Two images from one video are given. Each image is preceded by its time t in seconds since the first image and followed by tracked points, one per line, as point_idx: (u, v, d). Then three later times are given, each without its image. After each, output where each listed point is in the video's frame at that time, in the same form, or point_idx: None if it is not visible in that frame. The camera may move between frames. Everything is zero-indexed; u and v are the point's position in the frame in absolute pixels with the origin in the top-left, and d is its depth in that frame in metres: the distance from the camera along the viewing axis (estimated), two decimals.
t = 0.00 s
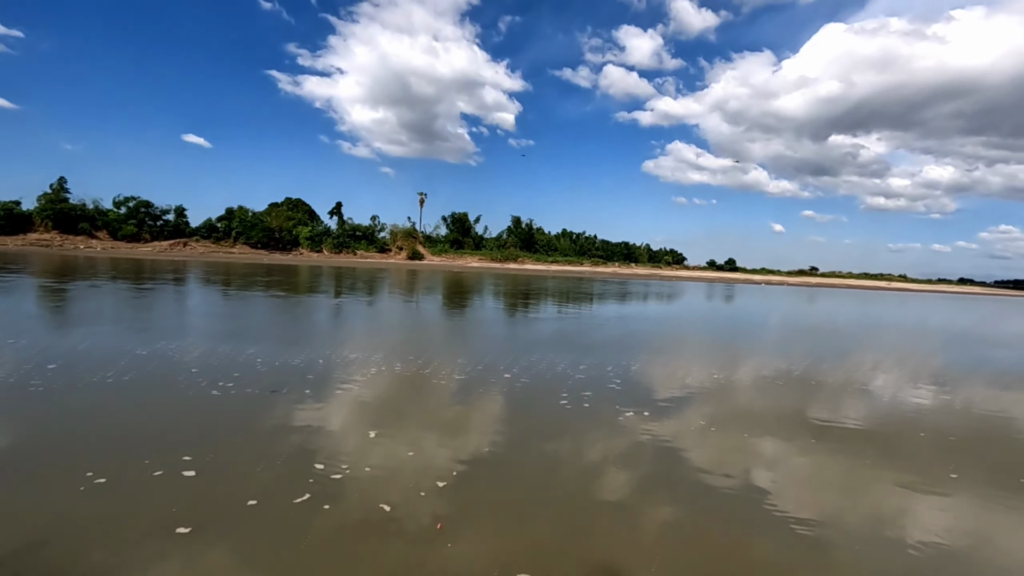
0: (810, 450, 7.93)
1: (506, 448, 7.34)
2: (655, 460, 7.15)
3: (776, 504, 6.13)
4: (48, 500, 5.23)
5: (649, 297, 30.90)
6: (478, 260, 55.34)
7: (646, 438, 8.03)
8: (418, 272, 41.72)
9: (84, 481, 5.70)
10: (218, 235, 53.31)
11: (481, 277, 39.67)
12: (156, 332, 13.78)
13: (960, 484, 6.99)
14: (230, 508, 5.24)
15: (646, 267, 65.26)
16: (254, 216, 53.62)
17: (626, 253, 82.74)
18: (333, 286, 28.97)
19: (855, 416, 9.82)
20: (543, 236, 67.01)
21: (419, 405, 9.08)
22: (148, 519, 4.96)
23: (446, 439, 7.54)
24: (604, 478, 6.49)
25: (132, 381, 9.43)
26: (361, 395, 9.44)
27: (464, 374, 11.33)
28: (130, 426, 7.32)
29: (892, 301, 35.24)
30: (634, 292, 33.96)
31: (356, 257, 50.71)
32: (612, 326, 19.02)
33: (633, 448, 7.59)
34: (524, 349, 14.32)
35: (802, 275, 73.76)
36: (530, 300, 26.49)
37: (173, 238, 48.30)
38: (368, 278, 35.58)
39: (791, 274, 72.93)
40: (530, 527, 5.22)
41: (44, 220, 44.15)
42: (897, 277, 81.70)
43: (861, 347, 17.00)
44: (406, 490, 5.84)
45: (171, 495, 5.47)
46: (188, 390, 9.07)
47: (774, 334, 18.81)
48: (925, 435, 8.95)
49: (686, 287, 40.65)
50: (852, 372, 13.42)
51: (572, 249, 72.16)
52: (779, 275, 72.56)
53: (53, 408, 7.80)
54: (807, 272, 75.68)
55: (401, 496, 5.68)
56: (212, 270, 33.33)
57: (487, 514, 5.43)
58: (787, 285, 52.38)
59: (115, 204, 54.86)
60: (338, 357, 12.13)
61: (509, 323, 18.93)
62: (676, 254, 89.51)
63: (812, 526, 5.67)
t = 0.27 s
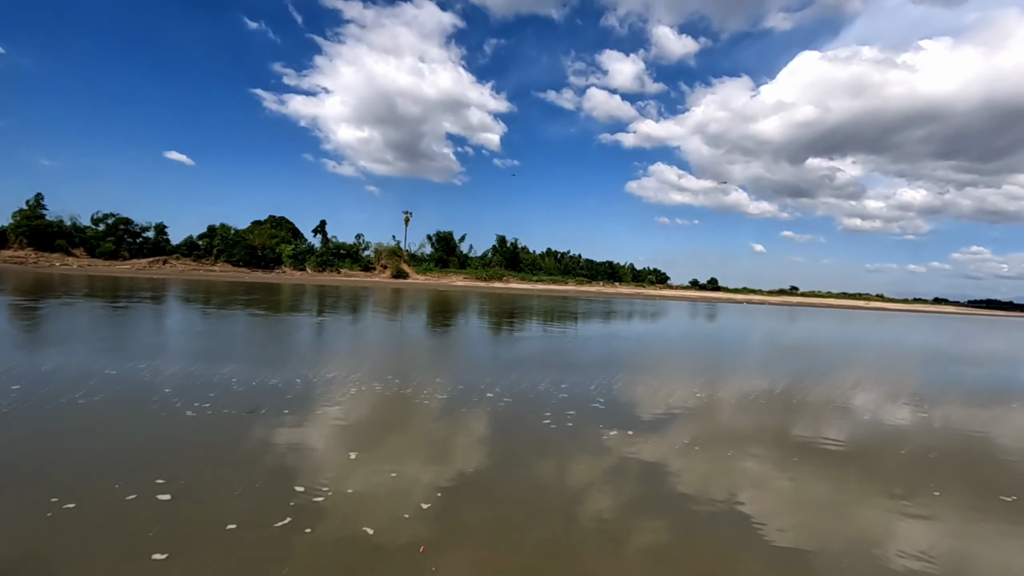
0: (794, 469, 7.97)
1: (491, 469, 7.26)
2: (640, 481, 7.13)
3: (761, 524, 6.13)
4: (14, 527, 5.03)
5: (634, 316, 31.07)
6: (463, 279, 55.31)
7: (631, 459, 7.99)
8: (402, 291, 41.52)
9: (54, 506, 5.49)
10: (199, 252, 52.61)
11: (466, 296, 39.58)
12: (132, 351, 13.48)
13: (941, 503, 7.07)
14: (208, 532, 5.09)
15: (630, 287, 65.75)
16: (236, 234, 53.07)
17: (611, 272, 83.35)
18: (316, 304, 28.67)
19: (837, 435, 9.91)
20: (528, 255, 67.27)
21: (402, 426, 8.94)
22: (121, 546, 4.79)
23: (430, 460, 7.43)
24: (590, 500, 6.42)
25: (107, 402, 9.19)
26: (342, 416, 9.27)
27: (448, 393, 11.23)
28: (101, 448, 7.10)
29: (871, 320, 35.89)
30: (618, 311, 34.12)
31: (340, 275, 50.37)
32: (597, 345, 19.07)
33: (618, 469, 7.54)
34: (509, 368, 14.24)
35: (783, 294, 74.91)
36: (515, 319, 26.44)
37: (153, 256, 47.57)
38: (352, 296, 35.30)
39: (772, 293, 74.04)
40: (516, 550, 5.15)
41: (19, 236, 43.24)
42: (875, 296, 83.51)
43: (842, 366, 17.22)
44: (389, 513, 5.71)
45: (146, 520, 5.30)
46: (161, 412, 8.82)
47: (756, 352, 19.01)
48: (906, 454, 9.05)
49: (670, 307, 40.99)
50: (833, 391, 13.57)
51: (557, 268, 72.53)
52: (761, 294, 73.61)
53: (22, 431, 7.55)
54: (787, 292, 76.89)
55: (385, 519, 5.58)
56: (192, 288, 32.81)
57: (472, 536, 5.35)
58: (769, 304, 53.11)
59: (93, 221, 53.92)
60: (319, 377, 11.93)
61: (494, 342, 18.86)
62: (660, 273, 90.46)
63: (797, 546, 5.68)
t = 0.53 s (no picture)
0: (786, 478, 7.99)
1: (483, 479, 7.22)
2: (633, 490, 7.12)
3: (754, 533, 6.13)
4: None
5: (627, 324, 31.17)
6: (456, 287, 55.26)
7: (624, 468, 7.97)
8: (396, 299, 41.42)
9: (40, 518, 5.40)
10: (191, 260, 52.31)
11: (459, 304, 39.53)
12: (121, 361, 13.33)
13: (932, 510, 7.10)
14: (196, 544, 5.02)
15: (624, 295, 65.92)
16: (228, 242, 52.82)
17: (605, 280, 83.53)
18: (308, 313, 28.52)
19: (829, 443, 9.94)
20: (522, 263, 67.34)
21: (393, 436, 8.88)
22: (108, 558, 4.71)
23: (422, 470, 7.39)
24: (582, 510, 6.40)
25: (94, 412, 9.07)
26: (332, 426, 9.19)
27: (440, 402, 11.18)
28: (87, 459, 7.01)
29: (862, 329, 36.10)
30: (611, 319, 34.17)
31: (333, 283, 50.18)
32: (590, 353, 19.08)
33: (611, 479, 7.52)
34: (501, 377, 14.20)
35: (776, 302, 75.32)
36: (508, 327, 26.41)
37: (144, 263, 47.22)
38: (345, 304, 35.18)
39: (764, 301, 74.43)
40: (508, 560, 5.12)
41: (8, 244, 42.84)
42: (867, 304, 84.09)
43: (833, 374, 17.30)
44: (381, 524, 5.66)
45: (134, 532, 5.23)
46: (148, 421, 8.72)
47: (748, 361, 19.09)
48: (897, 462, 9.09)
49: (663, 314, 41.09)
50: (824, 400, 13.62)
51: (550, 276, 72.62)
52: (753, 302, 73.98)
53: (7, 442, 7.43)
54: (780, 300, 77.33)
55: (377, 529, 5.53)
56: (183, 296, 32.59)
57: (465, 547, 5.32)
58: (762, 313, 53.38)
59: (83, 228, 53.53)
60: (309, 386, 11.84)
61: (487, 350, 18.81)
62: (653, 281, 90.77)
63: (790, 556, 5.68)
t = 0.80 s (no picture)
0: (782, 484, 8.00)
1: (479, 486, 7.21)
2: (629, 497, 7.13)
3: (750, 539, 6.15)
4: None
5: (623, 330, 31.18)
6: (452, 293, 55.21)
7: (620, 475, 7.97)
8: (391, 305, 41.32)
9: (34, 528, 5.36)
10: (186, 266, 52.10)
11: (455, 310, 39.51)
12: (114, 368, 13.25)
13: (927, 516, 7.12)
14: (193, 554, 4.99)
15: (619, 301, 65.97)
16: (223, 248, 52.65)
17: (601, 286, 83.53)
18: (303, 319, 28.40)
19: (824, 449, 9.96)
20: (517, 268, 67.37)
21: (388, 443, 8.84)
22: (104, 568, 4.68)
23: (418, 477, 7.38)
24: (578, 516, 6.39)
25: (86, 420, 9.00)
26: (326, 434, 9.15)
27: (436, 410, 11.17)
28: (81, 467, 6.98)
29: (857, 335, 36.21)
30: (607, 324, 34.21)
31: (329, 289, 50.03)
32: (585, 360, 19.09)
33: (607, 485, 7.51)
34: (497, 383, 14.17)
35: (771, 308, 75.56)
36: (504, 333, 26.41)
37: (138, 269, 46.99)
38: (341, 310, 35.06)
39: (759, 307, 74.62)
40: (506, 567, 5.12)
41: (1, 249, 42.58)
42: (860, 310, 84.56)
43: (828, 380, 17.35)
44: (377, 531, 5.64)
45: (130, 541, 5.19)
46: (140, 429, 8.67)
47: (743, 367, 19.13)
48: (892, 467, 9.11)
49: (658, 320, 41.15)
50: (819, 405, 13.65)
51: (547, 282, 72.65)
52: (749, 308, 74.14)
53: None
54: (775, 306, 77.58)
55: (374, 536, 5.52)
56: (178, 302, 32.44)
57: (462, 554, 5.30)
58: (757, 318, 53.51)
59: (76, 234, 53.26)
60: (304, 394, 11.79)
61: (483, 356, 18.78)
62: (649, 287, 90.99)
63: (786, 561, 5.70)
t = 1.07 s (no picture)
0: (778, 489, 8.01)
1: (475, 493, 7.18)
2: (626, 503, 7.11)
3: (747, 544, 6.15)
4: None
5: (618, 335, 31.24)
6: (448, 298, 55.14)
7: (616, 481, 7.95)
8: (387, 310, 41.21)
9: (24, 538, 5.28)
10: (179, 271, 51.81)
11: (450, 315, 39.47)
12: (106, 375, 13.13)
13: (922, 521, 7.14)
14: (187, 564, 4.93)
15: (615, 306, 66.04)
16: (218, 253, 52.42)
17: (596, 291, 83.60)
18: (298, 325, 28.30)
19: (819, 454, 9.98)
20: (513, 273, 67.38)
21: (382, 450, 8.79)
22: None
23: (414, 484, 7.34)
24: (574, 523, 6.37)
25: (76, 428, 8.90)
26: (320, 441, 9.08)
27: (431, 416, 11.12)
28: (72, 476, 6.90)
29: (851, 340, 36.34)
30: (602, 329, 34.23)
31: (324, 294, 49.88)
32: (581, 365, 19.07)
33: (603, 492, 7.49)
34: (492, 389, 14.13)
35: (766, 313, 75.80)
36: (499, 338, 26.37)
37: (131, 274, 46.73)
38: (336, 316, 34.94)
39: (754, 312, 74.84)
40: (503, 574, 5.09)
41: None
42: (854, 315, 85.13)
43: (822, 385, 17.41)
44: (372, 539, 5.60)
45: (123, 551, 5.13)
46: (131, 437, 8.58)
47: (738, 373, 19.16)
48: (887, 473, 9.14)
49: (654, 325, 41.22)
50: (814, 411, 13.69)
51: (542, 287, 72.67)
52: (744, 313, 74.31)
53: None
54: (770, 311, 77.83)
55: (370, 544, 5.49)
56: (171, 308, 32.25)
57: (459, 562, 5.27)
58: (751, 323, 53.68)
59: (69, 239, 52.89)
60: (297, 400, 11.72)
61: (478, 362, 18.74)
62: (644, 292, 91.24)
63: (783, 567, 5.70)
